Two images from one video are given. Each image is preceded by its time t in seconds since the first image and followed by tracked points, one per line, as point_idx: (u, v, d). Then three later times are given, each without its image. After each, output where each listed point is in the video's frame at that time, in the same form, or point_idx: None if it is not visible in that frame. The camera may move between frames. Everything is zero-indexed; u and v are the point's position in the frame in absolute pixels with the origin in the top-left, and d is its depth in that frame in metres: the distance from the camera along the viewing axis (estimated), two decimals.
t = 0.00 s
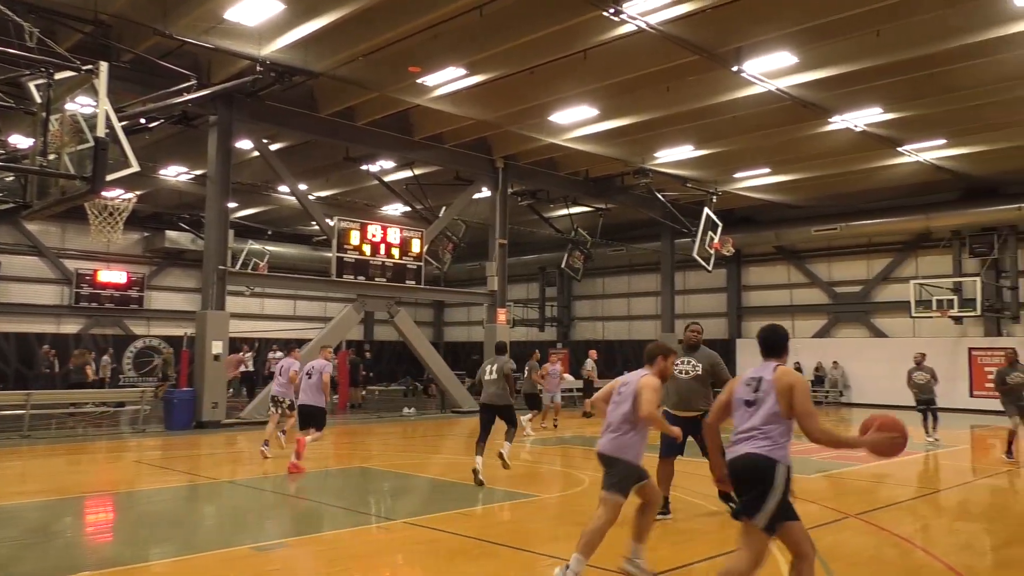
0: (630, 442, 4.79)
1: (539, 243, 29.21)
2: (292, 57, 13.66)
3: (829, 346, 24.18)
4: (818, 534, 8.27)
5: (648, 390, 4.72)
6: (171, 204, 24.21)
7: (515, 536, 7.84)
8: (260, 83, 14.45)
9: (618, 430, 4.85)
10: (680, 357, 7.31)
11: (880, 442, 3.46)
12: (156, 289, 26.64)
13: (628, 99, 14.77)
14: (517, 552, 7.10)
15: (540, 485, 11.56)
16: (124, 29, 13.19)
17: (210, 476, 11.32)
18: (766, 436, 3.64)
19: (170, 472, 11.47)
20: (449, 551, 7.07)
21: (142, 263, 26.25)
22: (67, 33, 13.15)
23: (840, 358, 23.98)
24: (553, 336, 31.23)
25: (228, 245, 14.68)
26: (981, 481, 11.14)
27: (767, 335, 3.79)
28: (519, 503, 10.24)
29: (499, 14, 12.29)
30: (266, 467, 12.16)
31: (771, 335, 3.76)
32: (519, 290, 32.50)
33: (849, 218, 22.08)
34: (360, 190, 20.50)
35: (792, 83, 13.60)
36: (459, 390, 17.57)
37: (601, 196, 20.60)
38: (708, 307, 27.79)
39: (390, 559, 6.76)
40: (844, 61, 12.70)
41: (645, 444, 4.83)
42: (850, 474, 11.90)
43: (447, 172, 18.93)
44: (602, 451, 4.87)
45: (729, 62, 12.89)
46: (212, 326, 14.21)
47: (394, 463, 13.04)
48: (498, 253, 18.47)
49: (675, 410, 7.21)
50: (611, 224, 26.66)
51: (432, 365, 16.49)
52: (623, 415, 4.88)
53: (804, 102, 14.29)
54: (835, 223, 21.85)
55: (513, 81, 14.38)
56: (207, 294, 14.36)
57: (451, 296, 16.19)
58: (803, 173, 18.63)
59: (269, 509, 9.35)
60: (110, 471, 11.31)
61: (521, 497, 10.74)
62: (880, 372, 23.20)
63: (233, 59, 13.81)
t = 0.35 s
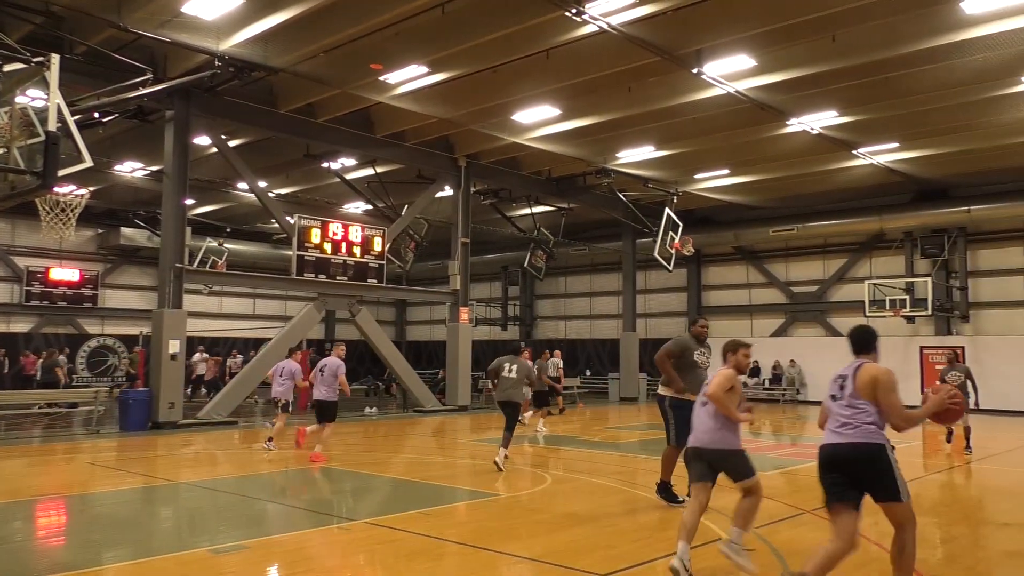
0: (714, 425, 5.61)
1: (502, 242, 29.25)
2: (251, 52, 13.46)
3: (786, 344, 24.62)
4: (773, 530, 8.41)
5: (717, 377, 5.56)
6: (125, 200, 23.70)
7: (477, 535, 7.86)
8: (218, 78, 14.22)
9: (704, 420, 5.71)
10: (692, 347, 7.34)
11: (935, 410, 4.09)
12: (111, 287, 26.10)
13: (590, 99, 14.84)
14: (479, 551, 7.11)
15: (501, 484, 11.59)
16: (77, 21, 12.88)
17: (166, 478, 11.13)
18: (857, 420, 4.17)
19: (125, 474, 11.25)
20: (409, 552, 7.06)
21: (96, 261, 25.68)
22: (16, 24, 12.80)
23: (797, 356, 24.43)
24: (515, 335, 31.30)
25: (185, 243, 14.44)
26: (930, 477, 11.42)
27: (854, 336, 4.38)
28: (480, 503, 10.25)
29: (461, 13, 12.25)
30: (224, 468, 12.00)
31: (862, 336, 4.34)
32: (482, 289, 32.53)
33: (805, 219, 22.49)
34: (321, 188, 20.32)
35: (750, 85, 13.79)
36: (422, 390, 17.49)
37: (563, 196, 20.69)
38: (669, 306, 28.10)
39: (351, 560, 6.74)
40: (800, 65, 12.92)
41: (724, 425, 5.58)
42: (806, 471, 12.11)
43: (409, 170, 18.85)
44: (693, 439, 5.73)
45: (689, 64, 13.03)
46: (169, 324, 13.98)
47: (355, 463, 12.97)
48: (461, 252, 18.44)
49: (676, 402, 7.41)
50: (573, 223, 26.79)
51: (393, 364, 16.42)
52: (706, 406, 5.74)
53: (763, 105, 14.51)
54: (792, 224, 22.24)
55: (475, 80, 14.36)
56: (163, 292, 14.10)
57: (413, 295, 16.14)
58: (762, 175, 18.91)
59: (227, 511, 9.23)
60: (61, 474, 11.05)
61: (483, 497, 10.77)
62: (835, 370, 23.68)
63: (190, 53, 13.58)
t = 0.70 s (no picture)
0: (770, 424, 6.32)
1: (452, 241, 29.19)
2: (195, 45, 13.15)
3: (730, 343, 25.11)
4: (717, 524, 8.53)
5: (777, 382, 6.30)
6: (60, 194, 22.92)
7: (423, 535, 7.80)
8: (160, 70, 13.86)
9: (755, 419, 6.40)
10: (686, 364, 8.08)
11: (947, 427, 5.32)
12: (46, 284, 25.30)
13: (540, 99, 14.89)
14: (424, 551, 7.05)
15: (447, 483, 11.55)
16: (10, 8, 12.39)
17: (102, 481, 10.80)
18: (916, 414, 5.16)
19: (59, 478, 10.86)
20: (354, 552, 6.96)
21: (29, 257, 24.84)
22: None
23: (740, 355, 24.93)
24: (464, 334, 31.29)
25: (125, 240, 14.06)
26: (863, 471, 11.75)
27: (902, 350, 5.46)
28: (427, 502, 10.18)
29: (412, 10, 12.15)
30: (165, 470, 11.70)
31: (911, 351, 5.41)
32: (431, 287, 32.42)
33: (749, 220, 22.94)
34: (267, 184, 20.02)
35: (697, 88, 14.00)
36: (368, 387, 17.42)
37: (512, 195, 20.74)
38: (616, 305, 28.41)
39: (296, 561, 6.62)
40: (745, 69, 13.16)
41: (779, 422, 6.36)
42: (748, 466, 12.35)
43: (357, 167, 18.68)
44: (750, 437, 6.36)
45: (637, 65, 13.16)
46: (106, 323, 13.60)
47: (301, 464, 12.78)
48: (410, 250, 18.36)
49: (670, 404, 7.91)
50: (522, 222, 26.86)
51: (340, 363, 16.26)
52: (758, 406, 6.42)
53: (709, 107, 14.75)
54: (736, 225, 22.69)
55: (425, 77, 14.28)
56: (100, 289, 13.69)
57: (361, 293, 16.00)
58: (708, 176, 19.23)
59: (166, 514, 8.98)
60: None
61: (431, 495, 10.72)
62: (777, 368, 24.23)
63: (131, 44, 13.19)
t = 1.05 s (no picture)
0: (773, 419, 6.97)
1: (405, 240, 29.08)
2: (140, 38, 12.82)
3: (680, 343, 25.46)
4: (665, 523, 8.65)
5: (772, 381, 6.93)
6: None
7: (374, 536, 7.75)
8: (103, 63, 13.49)
9: (755, 418, 7.01)
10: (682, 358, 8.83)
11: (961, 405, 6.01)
12: None
13: (493, 99, 14.88)
14: (375, 553, 7.01)
15: (397, 484, 11.49)
16: None
17: (40, 486, 10.48)
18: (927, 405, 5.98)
19: None
20: (302, 556, 6.87)
21: None
22: None
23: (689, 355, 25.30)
24: (417, 334, 31.16)
25: (65, 237, 13.67)
26: (805, 468, 12.03)
27: (919, 340, 6.22)
28: (379, 503, 10.12)
29: (363, 7, 12.02)
30: (108, 474, 11.40)
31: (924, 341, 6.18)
32: (382, 287, 32.23)
33: (698, 222, 23.29)
34: (215, 181, 19.68)
35: (648, 90, 14.13)
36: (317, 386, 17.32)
37: (465, 195, 20.74)
38: (568, 305, 28.60)
39: (244, 565, 6.52)
40: (695, 72, 13.33)
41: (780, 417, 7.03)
42: (697, 465, 12.54)
43: (308, 165, 18.49)
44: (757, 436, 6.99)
45: (589, 67, 13.25)
46: (46, 322, 13.21)
47: (250, 466, 12.59)
48: (361, 249, 18.25)
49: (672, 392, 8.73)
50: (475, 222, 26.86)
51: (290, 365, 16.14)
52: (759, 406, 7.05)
53: (660, 110, 14.92)
54: (686, 226, 23.03)
55: (377, 75, 14.16)
56: (39, 287, 13.29)
57: (310, 292, 15.85)
58: (659, 177, 19.46)
59: (108, 519, 8.76)
60: None
61: (382, 497, 10.67)
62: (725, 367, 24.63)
63: (72, 36, 12.81)
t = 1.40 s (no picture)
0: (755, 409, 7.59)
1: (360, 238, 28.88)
2: (86, 29, 12.46)
3: (634, 342, 25.71)
4: (619, 521, 8.71)
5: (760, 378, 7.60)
6: None
7: (326, 537, 7.63)
8: (47, 54, 13.09)
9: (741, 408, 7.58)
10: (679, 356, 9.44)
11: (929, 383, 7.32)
12: None
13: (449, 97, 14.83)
14: (326, 554, 6.91)
15: (351, 484, 11.38)
16: None
17: None
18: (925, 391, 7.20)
19: None
20: (251, 558, 6.75)
21: None
22: None
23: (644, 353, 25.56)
24: (371, 333, 30.94)
25: (6, 232, 13.24)
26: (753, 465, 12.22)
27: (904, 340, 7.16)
28: (331, 504, 10.00)
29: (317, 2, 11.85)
30: (51, 476, 11.07)
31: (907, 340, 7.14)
32: (336, 286, 31.94)
33: (652, 222, 23.54)
34: (164, 177, 19.29)
35: (604, 91, 14.21)
36: (269, 386, 17.13)
37: (421, 193, 20.67)
38: (524, 304, 28.68)
39: (191, 568, 6.38)
40: (650, 74, 13.43)
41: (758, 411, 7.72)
42: (651, 462, 12.65)
43: (260, 161, 18.27)
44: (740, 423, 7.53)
45: (545, 67, 13.28)
46: None
47: (200, 467, 12.34)
48: (314, 247, 18.10)
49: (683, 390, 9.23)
50: (431, 220, 26.77)
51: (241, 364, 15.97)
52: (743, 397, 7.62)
53: (616, 111, 15.03)
54: (640, 227, 23.27)
55: (331, 71, 14.00)
56: None
57: (262, 290, 15.69)
58: (614, 178, 19.62)
59: (49, 523, 8.49)
60: None
61: (334, 497, 10.56)
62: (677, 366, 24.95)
63: (15, 25, 12.39)
